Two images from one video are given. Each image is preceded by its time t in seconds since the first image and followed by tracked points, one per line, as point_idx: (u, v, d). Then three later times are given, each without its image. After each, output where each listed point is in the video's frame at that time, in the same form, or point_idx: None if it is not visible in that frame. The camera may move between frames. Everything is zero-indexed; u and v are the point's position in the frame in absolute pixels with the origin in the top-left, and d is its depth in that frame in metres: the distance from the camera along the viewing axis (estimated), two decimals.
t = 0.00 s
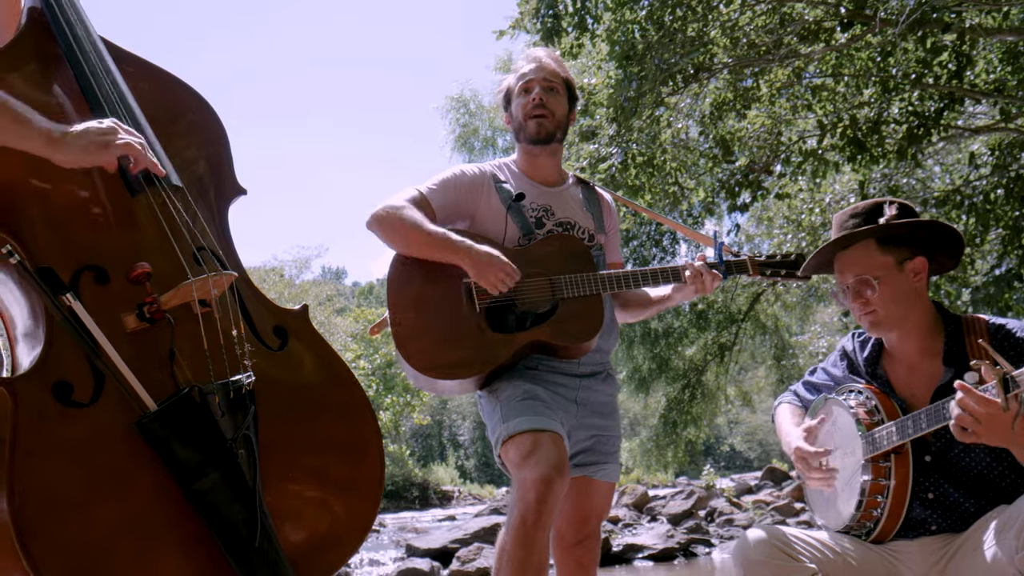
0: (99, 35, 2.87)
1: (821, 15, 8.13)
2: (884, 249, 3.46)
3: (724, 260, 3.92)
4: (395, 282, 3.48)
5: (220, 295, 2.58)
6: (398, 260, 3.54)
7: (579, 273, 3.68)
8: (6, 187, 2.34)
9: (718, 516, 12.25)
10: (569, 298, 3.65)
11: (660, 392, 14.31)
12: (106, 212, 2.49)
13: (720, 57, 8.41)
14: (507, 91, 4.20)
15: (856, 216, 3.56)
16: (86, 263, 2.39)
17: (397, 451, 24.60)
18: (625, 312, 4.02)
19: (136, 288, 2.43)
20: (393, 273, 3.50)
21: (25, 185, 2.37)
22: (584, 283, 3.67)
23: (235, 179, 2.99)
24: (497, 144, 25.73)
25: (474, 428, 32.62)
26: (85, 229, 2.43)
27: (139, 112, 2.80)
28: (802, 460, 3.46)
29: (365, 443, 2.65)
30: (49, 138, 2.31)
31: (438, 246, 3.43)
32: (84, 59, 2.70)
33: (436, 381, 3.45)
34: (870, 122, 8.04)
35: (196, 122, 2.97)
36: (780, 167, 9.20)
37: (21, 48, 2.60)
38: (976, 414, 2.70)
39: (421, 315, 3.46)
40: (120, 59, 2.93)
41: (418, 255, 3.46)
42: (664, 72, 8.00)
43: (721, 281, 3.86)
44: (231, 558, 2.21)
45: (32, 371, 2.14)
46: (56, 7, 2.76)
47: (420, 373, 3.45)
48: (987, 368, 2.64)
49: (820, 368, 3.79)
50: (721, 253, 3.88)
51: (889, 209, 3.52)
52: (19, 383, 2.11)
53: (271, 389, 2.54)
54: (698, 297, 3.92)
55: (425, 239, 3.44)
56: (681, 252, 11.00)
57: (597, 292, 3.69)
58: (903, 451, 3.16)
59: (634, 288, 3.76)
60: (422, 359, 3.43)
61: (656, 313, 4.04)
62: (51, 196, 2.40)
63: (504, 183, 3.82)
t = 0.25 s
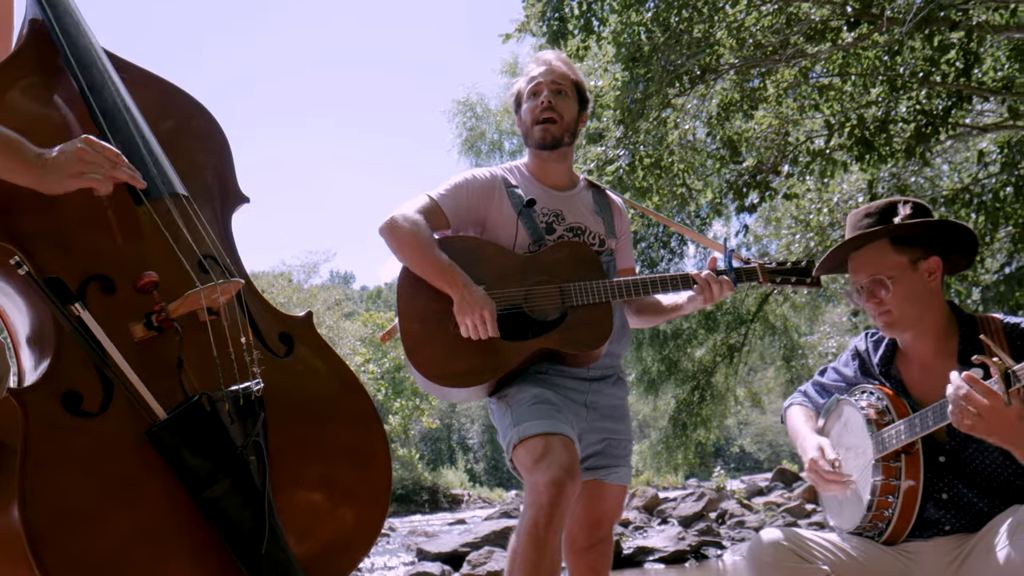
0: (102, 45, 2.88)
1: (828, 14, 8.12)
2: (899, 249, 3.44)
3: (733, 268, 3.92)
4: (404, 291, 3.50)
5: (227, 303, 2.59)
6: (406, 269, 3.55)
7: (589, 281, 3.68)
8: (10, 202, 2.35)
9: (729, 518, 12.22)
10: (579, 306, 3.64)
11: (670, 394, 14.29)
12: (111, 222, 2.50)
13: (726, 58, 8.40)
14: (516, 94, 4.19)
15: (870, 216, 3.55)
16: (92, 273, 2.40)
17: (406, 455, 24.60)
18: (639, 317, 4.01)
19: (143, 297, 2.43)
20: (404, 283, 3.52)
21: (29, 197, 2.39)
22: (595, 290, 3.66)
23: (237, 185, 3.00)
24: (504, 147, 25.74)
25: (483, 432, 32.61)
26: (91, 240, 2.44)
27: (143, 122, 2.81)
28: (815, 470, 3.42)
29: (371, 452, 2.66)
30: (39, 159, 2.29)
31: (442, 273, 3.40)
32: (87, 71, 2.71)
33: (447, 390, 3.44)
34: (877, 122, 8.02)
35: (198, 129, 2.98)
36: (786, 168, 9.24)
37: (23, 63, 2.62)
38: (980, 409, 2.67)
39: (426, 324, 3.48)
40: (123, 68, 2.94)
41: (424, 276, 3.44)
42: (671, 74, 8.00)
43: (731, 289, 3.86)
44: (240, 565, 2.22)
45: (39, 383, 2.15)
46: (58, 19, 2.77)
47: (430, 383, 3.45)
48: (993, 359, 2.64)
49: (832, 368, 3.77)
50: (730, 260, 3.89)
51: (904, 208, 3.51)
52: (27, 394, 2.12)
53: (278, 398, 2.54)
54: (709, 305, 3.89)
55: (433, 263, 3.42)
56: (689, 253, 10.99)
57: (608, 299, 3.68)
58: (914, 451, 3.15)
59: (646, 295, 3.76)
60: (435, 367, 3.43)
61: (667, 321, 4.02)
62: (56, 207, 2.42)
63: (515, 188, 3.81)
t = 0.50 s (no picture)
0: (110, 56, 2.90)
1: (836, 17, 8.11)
2: (907, 254, 3.44)
3: (743, 272, 3.89)
4: (414, 293, 3.50)
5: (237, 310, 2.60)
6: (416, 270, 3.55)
7: (596, 284, 3.67)
8: (23, 210, 2.38)
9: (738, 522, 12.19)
10: (586, 309, 3.64)
11: (678, 398, 14.26)
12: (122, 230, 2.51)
13: (734, 62, 8.40)
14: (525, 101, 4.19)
15: (876, 223, 3.55)
16: (104, 281, 2.41)
17: (414, 459, 24.60)
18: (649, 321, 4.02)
19: (155, 304, 2.45)
20: (413, 285, 3.52)
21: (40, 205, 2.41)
22: (602, 293, 3.65)
23: (243, 195, 3.01)
24: (512, 151, 25.76)
25: (492, 436, 32.59)
26: (103, 248, 2.46)
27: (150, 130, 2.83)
28: (822, 466, 3.45)
29: (379, 457, 2.65)
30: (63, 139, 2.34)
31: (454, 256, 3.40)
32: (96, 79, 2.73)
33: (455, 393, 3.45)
34: (886, 125, 8.00)
35: (205, 140, 3.00)
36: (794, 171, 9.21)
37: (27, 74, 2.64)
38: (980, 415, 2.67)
39: (438, 326, 3.48)
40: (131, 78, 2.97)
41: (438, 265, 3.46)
42: (679, 77, 8.00)
43: (740, 292, 3.85)
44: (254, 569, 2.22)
45: (53, 389, 2.17)
46: (66, 30, 2.80)
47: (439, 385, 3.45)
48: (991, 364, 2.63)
49: (847, 372, 3.76)
50: (740, 265, 3.86)
51: (909, 213, 3.51)
52: (41, 402, 2.13)
53: (287, 404, 2.56)
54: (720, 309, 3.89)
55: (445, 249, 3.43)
56: (697, 257, 10.98)
57: (616, 303, 3.67)
58: (925, 452, 3.13)
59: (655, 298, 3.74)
60: (444, 370, 3.44)
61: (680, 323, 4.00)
62: (68, 215, 2.44)
63: (522, 193, 3.81)
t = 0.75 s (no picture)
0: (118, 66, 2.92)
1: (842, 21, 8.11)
2: (916, 259, 3.44)
3: (749, 275, 3.91)
4: (419, 304, 3.52)
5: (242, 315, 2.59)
6: (420, 282, 3.57)
7: (601, 290, 3.67)
8: (32, 218, 2.39)
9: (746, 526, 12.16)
10: (591, 315, 3.63)
11: (685, 402, 14.24)
12: (130, 236, 2.52)
13: (740, 66, 8.41)
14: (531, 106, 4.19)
15: (885, 227, 3.55)
16: (111, 287, 2.42)
17: (420, 464, 24.58)
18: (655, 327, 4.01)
19: (163, 310, 2.45)
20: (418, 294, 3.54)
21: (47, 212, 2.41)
22: (607, 299, 3.65)
23: (249, 201, 3.02)
24: (518, 156, 25.77)
25: (498, 440, 32.57)
26: (111, 254, 2.46)
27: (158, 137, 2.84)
28: (827, 474, 3.51)
29: (385, 466, 2.65)
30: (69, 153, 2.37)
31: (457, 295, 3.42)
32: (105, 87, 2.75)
33: (462, 401, 3.45)
34: (893, 128, 7.99)
35: (212, 147, 3.01)
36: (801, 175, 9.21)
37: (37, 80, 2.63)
38: (995, 417, 2.65)
39: (443, 334, 3.49)
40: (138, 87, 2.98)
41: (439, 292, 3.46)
42: (685, 81, 8.03)
43: (746, 294, 3.86)
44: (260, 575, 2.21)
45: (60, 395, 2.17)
46: (74, 38, 2.81)
47: (445, 395, 3.46)
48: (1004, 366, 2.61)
49: (857, 376, 3.76)
50: (745, 267, 3.88)
51: (918, 218, 3.52)
52: (49, 407, 2.15)
53: (293, 409, 2.56)
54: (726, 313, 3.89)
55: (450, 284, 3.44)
56: (703, 261, 10.97)
57: (621, 310, 3.66)
58: (933, 457, 3.12)
59: (659, 304, 3.73)
60: (450, 378, 3.44)
61: (684, 329, 3.99)
62: (76, 222, 2.45)
63: (530, 196, 3.82)
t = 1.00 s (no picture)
0: (137, 76, 2.93)
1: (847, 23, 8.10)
2: (927, 260, 3.43)
3: (756, 275, 3.89)
4: (428, 303, 3.52)
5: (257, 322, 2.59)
6: (429, 281, 3.56)
7: (608, 290, 3.68)
8: (52, 224, 2.36)
9: (754, 530, 12.13)
10: (598, 314, 3.64)
11: (692, 405, 14.22)
12: (149, 240, 2.51)
13: (744, 69, 8.43)
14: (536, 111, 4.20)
15: (895, 229, 3.54)
16: (131, 291, 2.41)
17: (427, 469, 24.58)
18: (661, 329, 3.99)
19: (181, 313, 2.46)
20: (427, 292, 3.54)
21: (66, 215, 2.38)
22: (614, 299, 3.66)
23: (264, 211, 3.03)
24: (523, 160, 25.79)
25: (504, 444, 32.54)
26: (130, 258, 2.46)
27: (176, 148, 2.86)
28: (839, 473, 3.50)
29: (394, 470, 2.66)
30: (87, 175, 2.29)
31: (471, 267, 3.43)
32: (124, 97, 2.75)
33: (467, 400, 3.46)
34: (899, 130, 7.98)
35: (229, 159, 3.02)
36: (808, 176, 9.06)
37: (56, 88, 2.63)
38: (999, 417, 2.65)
39: (453, 335, 3.49)
40: (156, 96, 2.98)
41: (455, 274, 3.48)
42: (690, 84, 8.02)
43: (754, 294, 3.86)
44: None
45: (81, 397, 2.15)
46: (94, 46, 2.81)
47: (452, 392, 3.47)
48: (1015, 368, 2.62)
49: (869, 377, 3.75)
50: (752, 268, 3.87)
51: (928, 220, 3.49)
52: (70, 409, 2.12)
53: (308, 414, 2.57)
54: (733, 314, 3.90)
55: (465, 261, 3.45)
56: (709, 264, 10.96)
57: (628, 308, 3.68)
58: (944, 460, 3.09)
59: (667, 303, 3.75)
60: (459, 378, 3.45)
61: (691, 331, 4.00)
62: (97, 225, 2.43)
63: (534, 201, 3.81)
